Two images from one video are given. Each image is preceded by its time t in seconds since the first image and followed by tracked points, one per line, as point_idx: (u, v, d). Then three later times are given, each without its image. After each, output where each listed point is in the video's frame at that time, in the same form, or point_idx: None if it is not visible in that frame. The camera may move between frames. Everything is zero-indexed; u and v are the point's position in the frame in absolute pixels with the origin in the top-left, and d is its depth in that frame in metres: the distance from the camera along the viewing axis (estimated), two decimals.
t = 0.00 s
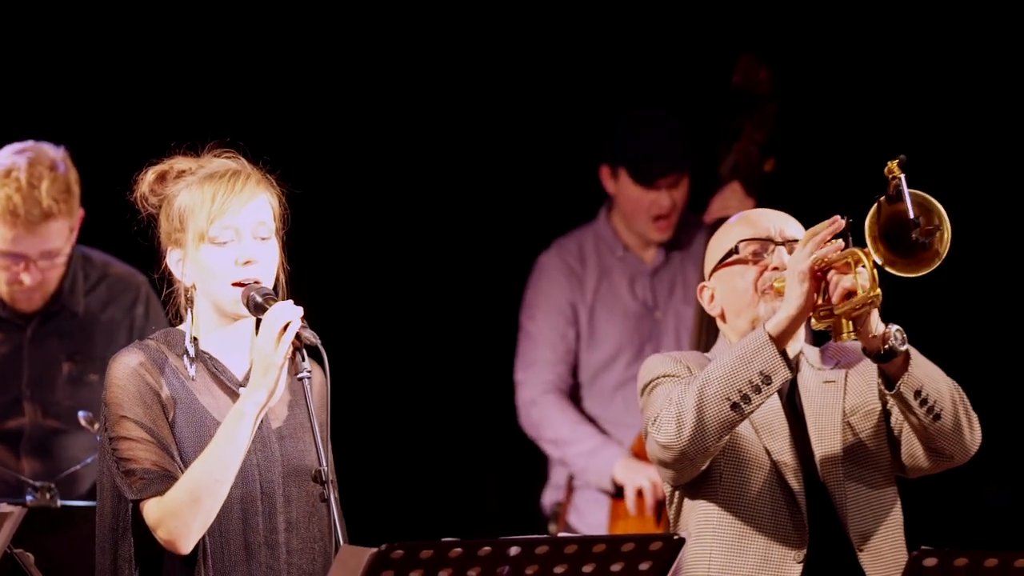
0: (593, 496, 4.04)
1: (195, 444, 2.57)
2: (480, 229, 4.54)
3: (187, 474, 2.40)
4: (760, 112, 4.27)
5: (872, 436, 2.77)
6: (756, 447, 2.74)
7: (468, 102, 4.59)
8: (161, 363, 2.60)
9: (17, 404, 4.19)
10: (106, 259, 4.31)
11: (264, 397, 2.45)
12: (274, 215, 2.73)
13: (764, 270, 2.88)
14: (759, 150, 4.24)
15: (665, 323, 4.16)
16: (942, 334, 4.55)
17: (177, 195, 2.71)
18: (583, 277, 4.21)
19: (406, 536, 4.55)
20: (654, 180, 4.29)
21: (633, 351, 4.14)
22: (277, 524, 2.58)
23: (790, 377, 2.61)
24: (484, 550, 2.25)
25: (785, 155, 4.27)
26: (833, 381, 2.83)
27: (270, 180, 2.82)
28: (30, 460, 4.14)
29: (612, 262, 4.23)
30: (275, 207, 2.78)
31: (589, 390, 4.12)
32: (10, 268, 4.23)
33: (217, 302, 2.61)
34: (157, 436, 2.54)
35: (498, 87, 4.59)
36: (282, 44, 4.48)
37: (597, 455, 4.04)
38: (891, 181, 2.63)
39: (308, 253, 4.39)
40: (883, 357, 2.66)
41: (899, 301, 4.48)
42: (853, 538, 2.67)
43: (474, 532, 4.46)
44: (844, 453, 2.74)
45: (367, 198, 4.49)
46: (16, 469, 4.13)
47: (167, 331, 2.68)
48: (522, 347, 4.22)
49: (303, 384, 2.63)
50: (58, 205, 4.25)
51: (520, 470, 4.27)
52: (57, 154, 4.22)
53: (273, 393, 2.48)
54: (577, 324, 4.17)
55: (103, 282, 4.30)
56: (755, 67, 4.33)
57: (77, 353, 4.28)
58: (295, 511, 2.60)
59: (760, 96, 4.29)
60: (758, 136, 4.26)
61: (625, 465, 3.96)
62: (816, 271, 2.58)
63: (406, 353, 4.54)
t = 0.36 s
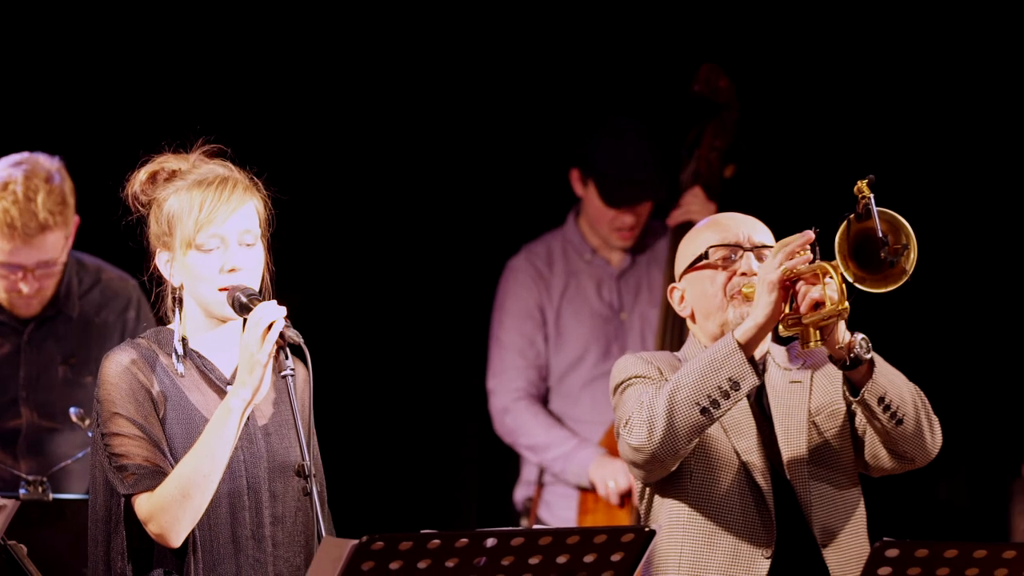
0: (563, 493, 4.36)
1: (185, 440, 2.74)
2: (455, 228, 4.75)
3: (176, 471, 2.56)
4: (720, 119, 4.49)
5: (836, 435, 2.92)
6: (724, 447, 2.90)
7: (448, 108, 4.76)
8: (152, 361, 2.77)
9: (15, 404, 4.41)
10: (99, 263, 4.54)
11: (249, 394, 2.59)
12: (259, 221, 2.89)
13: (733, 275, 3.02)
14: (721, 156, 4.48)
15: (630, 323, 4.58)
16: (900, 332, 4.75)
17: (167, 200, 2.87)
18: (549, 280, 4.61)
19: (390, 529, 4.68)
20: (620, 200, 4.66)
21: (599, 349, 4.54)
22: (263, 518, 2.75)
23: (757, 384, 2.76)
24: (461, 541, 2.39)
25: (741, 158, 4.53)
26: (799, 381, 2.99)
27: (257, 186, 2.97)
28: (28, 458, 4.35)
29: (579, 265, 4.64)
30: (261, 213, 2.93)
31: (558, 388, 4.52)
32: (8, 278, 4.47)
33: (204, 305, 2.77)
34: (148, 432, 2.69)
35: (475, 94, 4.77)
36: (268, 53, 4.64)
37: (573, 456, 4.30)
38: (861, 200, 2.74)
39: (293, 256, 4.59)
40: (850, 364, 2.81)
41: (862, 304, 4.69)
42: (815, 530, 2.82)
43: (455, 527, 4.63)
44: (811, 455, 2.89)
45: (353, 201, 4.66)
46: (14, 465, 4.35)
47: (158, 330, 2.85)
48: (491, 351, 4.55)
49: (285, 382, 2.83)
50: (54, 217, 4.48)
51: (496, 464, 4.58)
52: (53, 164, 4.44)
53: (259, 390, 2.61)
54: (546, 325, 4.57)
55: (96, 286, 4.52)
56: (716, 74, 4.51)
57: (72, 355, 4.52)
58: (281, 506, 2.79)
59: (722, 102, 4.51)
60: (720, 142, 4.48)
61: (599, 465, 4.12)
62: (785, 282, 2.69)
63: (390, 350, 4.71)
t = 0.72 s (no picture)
0: (535, 488, 4.58)
1: (171, 435, 2.88)
2: (436, 229, 4.93)
3: (162, 465, 2.70)
4: (686, 124, 4.76)
5: (804, 435, 3.08)
6: (697, 446, 3.06)
7: (427, 115, 4.97)
8: (141, 359, 2.91)
9: (8, 405, 4.66)
10: (86, 266, 4.78)
11: (233, 393, 2.75)
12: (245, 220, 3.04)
13: (706, 280, 3.17)
14: (687, 159, 4.77)
15: (600, 322, 4.75)
16: (873, 330, 4.89)
17: (155, 201, 3.03)
18: (521, 281, 4.80)
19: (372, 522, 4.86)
20: (589, 203, 4.85)
21: (568, 349, 4.74)
22: (247, 514, 2.90)
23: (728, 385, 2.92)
24: (439, 534, 2.53)
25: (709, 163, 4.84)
26: (769, 382, 3.12)
27: (243, 187, 3.12)
28: (19, 456, 4.61)
29: (550, 266, 4.82)
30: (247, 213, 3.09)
31: (531, 386, 4.71)
32: None
33: (191, 301, 2.92)
34: (136, 428, 2.84)
35: (453, 101, 4.97)
36: (257, 66, 4.93)
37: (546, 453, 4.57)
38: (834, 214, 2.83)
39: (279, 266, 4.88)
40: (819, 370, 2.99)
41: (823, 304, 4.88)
42: (782, 528, 2.97)
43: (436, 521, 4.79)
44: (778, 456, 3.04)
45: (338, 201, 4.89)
46: (6, 464, 4.61)
47: (148, 330, 2.99)
48: (468, 350, 4.77)
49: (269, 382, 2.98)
50: (43, 228, 4.76)
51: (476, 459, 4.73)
52: (48, 176, 4.74)
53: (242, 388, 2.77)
54: (518, 325, 4.76)
55: (84, 288, 4.76)
56: (682, 81, 4.79)
57: (61, 358, 4.76)
58: (265, 502, 2.94)
59: (687, 108, 4.76)
60: (685, 147, 4.77)
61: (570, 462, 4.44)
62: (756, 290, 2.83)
63: (376, 350, 4.91)
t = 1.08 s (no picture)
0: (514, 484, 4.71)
1: (166, 432, 3.05)
2: (423, 228, 5.30)
3: (157, 462, 2.86)
4: (659, 131, 4.83)
5: (777, 435, 3.25)
6: (674, 446, 3.23)
7: (417, 114, 5.30)
8: (136, 359, 3.08)
9: (3, 399, 4.77)
10: (79, 265, 4.92)
11: (225, 390, 2.91)
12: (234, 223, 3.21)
13: (684, 283, 3.33)
14: (660, 165, 4.87)
15: (578, 322, 4.96)
16: (843, 328, 5.06)
17: (144, 211, 3.18)
18: (502, 282, 4.97)
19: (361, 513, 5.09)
20: (566, 206, 4.97)
21: (547, 348, 4.90)
22: (242, 506, 3.08)
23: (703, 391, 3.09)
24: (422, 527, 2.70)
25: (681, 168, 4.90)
26: (744, 382, 3.30)
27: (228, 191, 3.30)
28: (14, 450, 4.72)
29: (530, 269, 5.01)
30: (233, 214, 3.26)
31: (511, 384, 4.87)
32: None
33: (188, 302, 3.08)
34: (132, 425, 3.01)
35: (441, 101, 5.30)
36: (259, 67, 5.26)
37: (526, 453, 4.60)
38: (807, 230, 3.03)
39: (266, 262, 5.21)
40: (791, 375, 3.15)
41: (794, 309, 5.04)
42: (755, 524, 3.14)
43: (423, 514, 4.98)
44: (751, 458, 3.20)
45: (324, 205, 5.22)
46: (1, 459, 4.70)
47: (143, 331, 3.16)
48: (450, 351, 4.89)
49: (257, 379, 3.16)
50: (35, 211, 4.58)
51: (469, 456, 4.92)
52: (45, 170, 4.67)
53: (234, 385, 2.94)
54: (499, 325, 4.92)
55: (78, 285, 4.89)
56: (657, 89, 4.83)
57: (55, 352, 4.86)
58: (258, 495, 3.11)
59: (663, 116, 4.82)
60: (660, 152, 4.86)
61: (548, 462, 4.47)
62: (731, 298, 3.01)
63: (369, 337, 5.26)
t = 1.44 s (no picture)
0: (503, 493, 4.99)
1: (162, 431, 3.21)
2: (412, 238, 5.42)
3: (156, 459, 3.00)
4: (648, 135, 5.17)
5: (758, 434, 3.41)
6: (659, 444, 3.38)
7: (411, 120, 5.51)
8: (129, 360, 3.23)
9: (7, 391, 4.91)
10: (77, 261, 5.06)
11: (219, 388, 3.06)
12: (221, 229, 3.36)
13: (670, 285, 3.47)
14: (648, 168, 5.14)
15: (566, 325, 5.14)
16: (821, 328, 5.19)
17: (135, 217, 3.33)
18: (491, 289, 5.19)
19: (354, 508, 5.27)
20: (548, 218, 5.25)
21: (536, 351, 5.11)
22: (235, 499, 3.23)
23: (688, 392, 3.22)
24: (411, 521, 2.86)
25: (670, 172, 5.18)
26: (727, 383, 3.46)
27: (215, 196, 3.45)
28: (17, 442, 4.85)
29: (518, 274, 5.20)
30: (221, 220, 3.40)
31: (502, 386, 5.10)
32: (8, 257, 4.88)
33: (176, 307, 3.25)
34: (128, 424, 3.15)
35: (431, 107, 5.50)
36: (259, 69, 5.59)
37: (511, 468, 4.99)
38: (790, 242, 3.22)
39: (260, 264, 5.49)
40: (772, 378, 3.33)
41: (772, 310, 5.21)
42: (735, 520, 3.28)
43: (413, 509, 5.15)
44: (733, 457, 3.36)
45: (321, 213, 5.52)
46: (5, 451, 4.83)
47: (133, 332, 3.31)
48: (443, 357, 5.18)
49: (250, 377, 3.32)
50: (46, 191, 4.84)
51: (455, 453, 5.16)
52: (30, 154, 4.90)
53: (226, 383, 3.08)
54: (488, 330, 5.15)
55: (76, 278, 5.04)
56: (645, 95, 5.22)
57: (57, 342, 5.01)
58: (251, 489, 3.27)
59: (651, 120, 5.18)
60: (647, 156, 5.15)
61: (531, 483, 4.89)
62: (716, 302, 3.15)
63: (362, 340, 5.45)
